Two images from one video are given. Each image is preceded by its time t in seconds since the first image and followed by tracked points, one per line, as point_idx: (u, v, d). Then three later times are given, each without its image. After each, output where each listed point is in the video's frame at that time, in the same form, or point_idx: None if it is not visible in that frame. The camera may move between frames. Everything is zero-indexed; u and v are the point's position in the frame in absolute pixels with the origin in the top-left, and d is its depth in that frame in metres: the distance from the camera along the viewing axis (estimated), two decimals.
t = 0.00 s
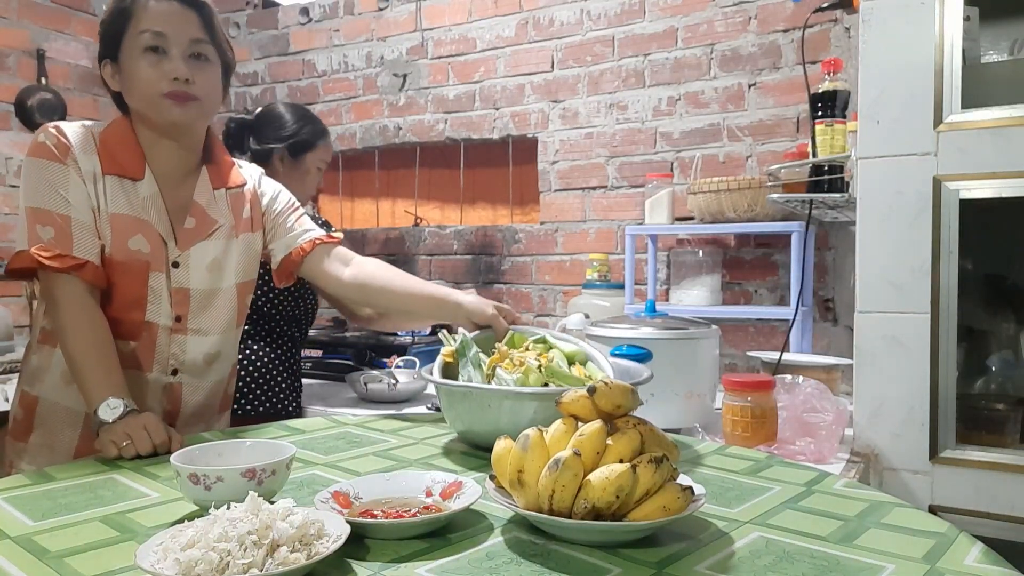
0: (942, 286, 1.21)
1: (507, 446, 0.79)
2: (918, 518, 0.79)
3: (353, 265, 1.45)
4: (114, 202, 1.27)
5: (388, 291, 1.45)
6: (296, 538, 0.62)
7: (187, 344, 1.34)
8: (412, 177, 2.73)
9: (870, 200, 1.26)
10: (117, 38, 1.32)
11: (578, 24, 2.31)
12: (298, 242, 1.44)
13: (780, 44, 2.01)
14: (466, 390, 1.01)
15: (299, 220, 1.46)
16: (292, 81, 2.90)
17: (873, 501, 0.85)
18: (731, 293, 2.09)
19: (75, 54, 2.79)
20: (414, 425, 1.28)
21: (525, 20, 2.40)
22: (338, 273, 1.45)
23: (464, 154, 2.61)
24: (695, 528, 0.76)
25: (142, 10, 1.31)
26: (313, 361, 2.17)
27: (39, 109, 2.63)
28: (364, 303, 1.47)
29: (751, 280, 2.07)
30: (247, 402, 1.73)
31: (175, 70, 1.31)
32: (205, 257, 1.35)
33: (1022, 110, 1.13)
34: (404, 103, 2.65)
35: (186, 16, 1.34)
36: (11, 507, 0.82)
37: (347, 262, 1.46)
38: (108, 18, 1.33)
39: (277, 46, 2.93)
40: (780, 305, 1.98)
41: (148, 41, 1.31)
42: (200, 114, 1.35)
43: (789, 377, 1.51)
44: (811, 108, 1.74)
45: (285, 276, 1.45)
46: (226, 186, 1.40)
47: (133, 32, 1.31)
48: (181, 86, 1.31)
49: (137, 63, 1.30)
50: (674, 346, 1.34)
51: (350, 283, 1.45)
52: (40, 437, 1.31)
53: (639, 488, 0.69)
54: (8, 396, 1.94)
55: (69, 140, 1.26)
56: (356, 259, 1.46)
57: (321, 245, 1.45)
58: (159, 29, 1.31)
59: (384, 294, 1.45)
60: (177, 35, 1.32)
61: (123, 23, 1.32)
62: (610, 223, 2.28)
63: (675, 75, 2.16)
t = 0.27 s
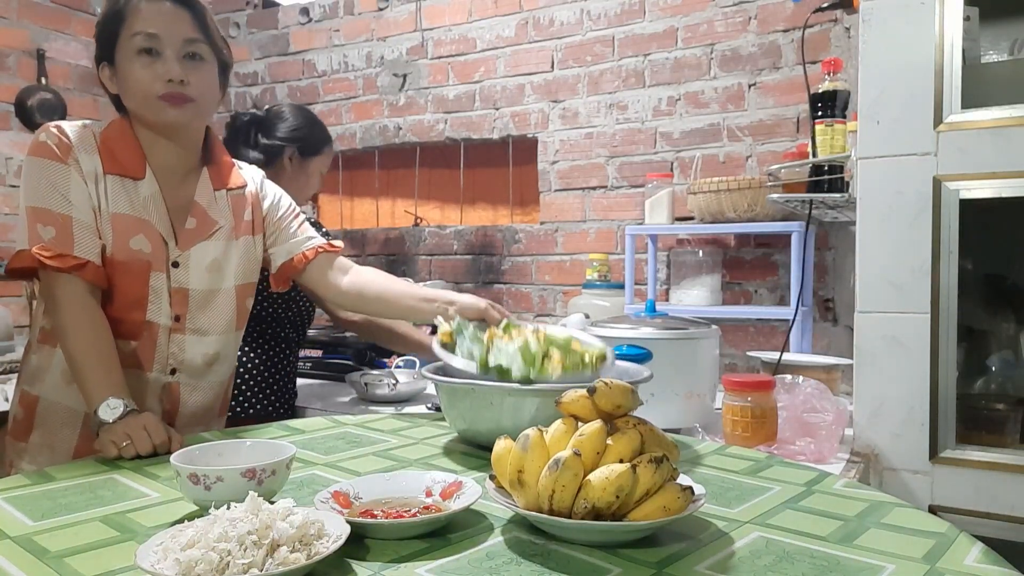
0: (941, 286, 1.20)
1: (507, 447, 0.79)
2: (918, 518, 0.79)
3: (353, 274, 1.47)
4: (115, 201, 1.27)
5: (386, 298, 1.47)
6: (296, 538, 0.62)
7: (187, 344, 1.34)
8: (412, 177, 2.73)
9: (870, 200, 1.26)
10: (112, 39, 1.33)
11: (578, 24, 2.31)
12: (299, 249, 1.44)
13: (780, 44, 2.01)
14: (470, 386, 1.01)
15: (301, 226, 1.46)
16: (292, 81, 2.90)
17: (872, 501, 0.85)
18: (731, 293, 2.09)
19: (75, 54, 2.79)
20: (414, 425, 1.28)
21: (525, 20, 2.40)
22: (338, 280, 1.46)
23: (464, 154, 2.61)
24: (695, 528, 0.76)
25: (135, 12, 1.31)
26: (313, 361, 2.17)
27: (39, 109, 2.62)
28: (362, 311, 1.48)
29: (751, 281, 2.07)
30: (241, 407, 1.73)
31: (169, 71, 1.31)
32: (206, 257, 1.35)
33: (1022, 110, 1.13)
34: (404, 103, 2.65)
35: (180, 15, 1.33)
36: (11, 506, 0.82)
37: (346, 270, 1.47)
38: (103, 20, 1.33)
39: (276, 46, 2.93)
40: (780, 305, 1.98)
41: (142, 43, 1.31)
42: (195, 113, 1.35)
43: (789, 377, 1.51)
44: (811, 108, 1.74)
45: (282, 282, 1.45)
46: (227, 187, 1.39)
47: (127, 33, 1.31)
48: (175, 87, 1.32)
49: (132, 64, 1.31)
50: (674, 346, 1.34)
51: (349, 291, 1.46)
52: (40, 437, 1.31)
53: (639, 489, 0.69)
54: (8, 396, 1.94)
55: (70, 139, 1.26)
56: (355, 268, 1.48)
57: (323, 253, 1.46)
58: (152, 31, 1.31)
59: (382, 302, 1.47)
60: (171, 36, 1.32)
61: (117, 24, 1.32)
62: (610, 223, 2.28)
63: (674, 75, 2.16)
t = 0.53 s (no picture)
0: (941, 286, 1.20)
1: (507, 446, 0.79)
2: (918, 518, 0.79)
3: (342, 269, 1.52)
4: (114, 201, 1.27)
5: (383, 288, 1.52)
6: (296, 538, 0.62)
7: (188, 343, 1.34)
8: (411, 177, 2.73)
9: (870, 200, 1.26)
10: (109, 40, 1.32)
11: (578, 24, 2.31)
12: (299, 249, 1.47)
13: (780, 44, 2.01)
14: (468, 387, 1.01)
15: (301, 227, 1.49)
16: (292, 81, 2.90)
17: (872, 501, 0.85)
18: (731, 293, 2.09)
19: (75, 54, 2.79)
20: (414, 425, 1.28)
21: (525, 20, 2.40)
22: (331, 277, 1.51)
23: (464, 154, 2.61)
24: (695, 528, 0.76)
25: (132, 13, 1.31)
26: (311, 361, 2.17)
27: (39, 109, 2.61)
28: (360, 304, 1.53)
29: (751, 281, 2.07)
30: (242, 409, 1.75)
31: (167, 73, 1.31)
32: (205, 256, 1.35)
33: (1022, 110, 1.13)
34: (404, 103, 2.65)
35: (177, 16, 1.34)
36: (12, 506, 0.83)
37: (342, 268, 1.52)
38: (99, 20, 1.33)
39: (277, 46, 2.93)
40: (780, 305, 1.98)
41: (138, 44, 1.31)
42: (193, 112, 1.35)
43: (788, 378, 1.51)
44: (811, 108, 1.74)
45: (281, 283, 1.49)
46: (224, 186, 1.40)
47: (124, 34, 1.31)
48: (172, 88, 1.32)
49: (130, 66, 1.31)
50: (674, 346, 1.34)
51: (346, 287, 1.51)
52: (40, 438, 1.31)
53: (639, 488, 0.69)
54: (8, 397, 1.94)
55: (67, 140, 1.25)
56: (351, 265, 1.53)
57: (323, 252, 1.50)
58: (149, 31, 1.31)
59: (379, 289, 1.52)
60: (168, 37, 1.32)
61: (114, 24, 1.31)
62: (611, 223, 2.28)
63: (675, 75, 2.16)
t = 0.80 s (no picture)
0: (942, 286, 1.20)
1: (507, 446, 0.79)
2: (918, 518, 0.79)
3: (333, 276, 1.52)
4: (110, 201, 1.27)
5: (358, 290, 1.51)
6: (296, 538, 0.62)
7: (187, 342, 1.35)
8: (411, 178, 2.73)
9: (870, 200, 1.26)
10: (105, 39, 1.30)
11: (578, 24, 2.31)
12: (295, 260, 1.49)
13: (780, 44, 2.01)
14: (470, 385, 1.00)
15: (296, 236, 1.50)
16: (292, 81, 2.90)
17: (872, 501, 0.85)
18: (731, 293, 2.09)
19: (75, 54, 2.79)
20: (414, 425, 1.28)
21: (525, 20, 2.40)
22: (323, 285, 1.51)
23: (464, 154, 2.61)
24: (695, 528, 0.76)
25: (128, 14, 1.29)
26: (311, 361, 2.18)
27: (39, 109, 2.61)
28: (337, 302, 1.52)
29: (751, 281, 2.07)
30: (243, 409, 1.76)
31: (165, 75, 1.30)
32: (203, 254, 1.36)
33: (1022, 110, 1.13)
34: (404, 103, 2.65)
35: (173, 16, 1.32)
36: (11, 506, 0.83)
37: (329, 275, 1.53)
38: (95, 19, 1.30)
39: (276, 46, 2.93)
40: (780, 305, 1.98)
41: (136, 45, 1.29)
42: (190, 115, 1.34)
43: (789, 378, 1.51)
44: (811, 108, 1.74)
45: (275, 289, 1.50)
46: (220, 185, 1.41)
47: (122, 35, 1.29)
48: (169, 90, 1.31)
49: (126, 67, 1.29)
50: (674, 346, 1.34)
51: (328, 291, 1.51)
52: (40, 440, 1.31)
53: (639, 489, 0.69)
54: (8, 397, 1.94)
55: (63, 141, 1.25)
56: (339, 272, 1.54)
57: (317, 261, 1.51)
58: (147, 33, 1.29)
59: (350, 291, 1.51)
60: (166, 38, 1.31)
61: (111, 24, 1.29)
62: (611, 223, 2.28)
63: (675, 75, 2.16)
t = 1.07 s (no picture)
0: (942, 286, 1.20)
1: (507, 446, 0.79)
2: (918, 518, 0.79)
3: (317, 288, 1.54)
4: (108, 201, 1.27)
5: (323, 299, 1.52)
6: (296, 538, 0.62)
7: (187, 341, 1.35)
8: (411, 178, 2.73)
9: (870, 200, 1.26)
10: (110, 40, 1.30)
11: (578, 24, 2.31)
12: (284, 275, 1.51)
13: (780, 44, 2.01)
14: (469, 385, 1.01)
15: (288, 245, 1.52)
16: (291, 81, 2.90)
17: (873, 501, 0.85)
18: (731, 293, 2.09)
19: (75, 54, 2.79)
20: (414, 425, 1.28)
21: (525, 20, 2.40)
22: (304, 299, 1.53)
23: (464, 154, 2.61)
24: (695, 528, 0.76)
25: (134, 15, 1.29)
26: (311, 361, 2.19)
27: (39, 109, 2.61)
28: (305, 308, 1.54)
29: (751, 281, 2.07)
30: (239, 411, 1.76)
31: (169, 80, 1.29)
32: (203, 253, 1.37)
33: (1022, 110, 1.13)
34: (404, 103, 2.65)
35: (178, 20, 1.31)
36: (11, 506, 0.83)
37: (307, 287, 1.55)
38: (99, 18, 1.30)
39: (276, 46, 2.93)
40: (780, 305, 1.98)
41: (140, 49, 1.28)
42: (189, 120, 1.33)
43: (789, 377, 1.51)
44: (811, 108, 1.74)
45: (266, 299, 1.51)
46: (217, 184, 1.42)
47: (127, 39, 1.28)
48: (173, 96, 1.30)
49: (128, 69, 1.28)
50: (674, 346, 1.34)
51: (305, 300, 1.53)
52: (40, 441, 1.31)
53: (639, 488, 0.69)
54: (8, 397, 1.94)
55: (61, 141, 1.25)
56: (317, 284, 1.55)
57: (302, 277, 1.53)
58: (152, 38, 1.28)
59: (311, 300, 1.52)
60: (172, 44, 1.30)
61: (117, 24, 1.29)
62: (611, 223, 2.28)
63: (675, 75, 2.16)
